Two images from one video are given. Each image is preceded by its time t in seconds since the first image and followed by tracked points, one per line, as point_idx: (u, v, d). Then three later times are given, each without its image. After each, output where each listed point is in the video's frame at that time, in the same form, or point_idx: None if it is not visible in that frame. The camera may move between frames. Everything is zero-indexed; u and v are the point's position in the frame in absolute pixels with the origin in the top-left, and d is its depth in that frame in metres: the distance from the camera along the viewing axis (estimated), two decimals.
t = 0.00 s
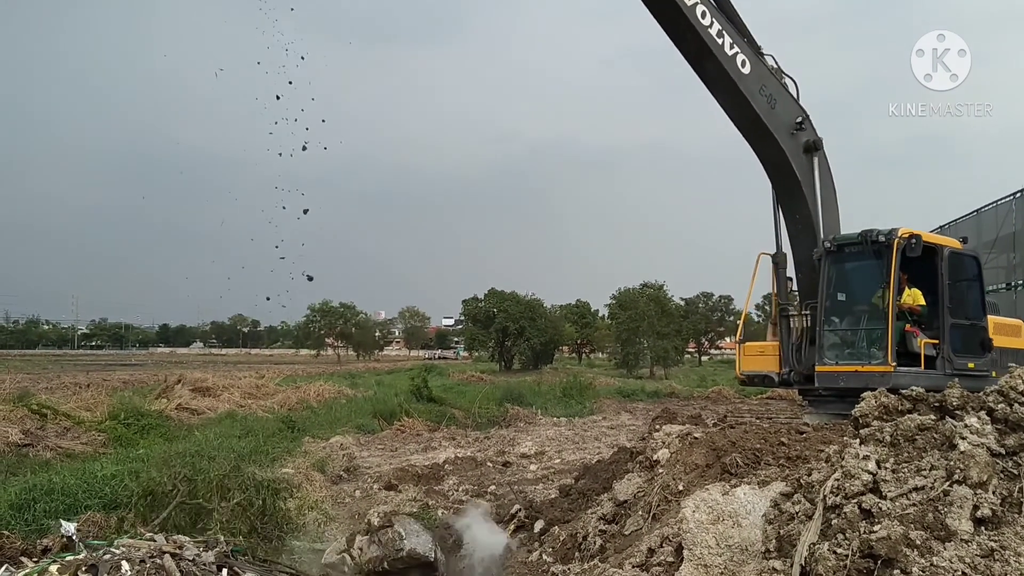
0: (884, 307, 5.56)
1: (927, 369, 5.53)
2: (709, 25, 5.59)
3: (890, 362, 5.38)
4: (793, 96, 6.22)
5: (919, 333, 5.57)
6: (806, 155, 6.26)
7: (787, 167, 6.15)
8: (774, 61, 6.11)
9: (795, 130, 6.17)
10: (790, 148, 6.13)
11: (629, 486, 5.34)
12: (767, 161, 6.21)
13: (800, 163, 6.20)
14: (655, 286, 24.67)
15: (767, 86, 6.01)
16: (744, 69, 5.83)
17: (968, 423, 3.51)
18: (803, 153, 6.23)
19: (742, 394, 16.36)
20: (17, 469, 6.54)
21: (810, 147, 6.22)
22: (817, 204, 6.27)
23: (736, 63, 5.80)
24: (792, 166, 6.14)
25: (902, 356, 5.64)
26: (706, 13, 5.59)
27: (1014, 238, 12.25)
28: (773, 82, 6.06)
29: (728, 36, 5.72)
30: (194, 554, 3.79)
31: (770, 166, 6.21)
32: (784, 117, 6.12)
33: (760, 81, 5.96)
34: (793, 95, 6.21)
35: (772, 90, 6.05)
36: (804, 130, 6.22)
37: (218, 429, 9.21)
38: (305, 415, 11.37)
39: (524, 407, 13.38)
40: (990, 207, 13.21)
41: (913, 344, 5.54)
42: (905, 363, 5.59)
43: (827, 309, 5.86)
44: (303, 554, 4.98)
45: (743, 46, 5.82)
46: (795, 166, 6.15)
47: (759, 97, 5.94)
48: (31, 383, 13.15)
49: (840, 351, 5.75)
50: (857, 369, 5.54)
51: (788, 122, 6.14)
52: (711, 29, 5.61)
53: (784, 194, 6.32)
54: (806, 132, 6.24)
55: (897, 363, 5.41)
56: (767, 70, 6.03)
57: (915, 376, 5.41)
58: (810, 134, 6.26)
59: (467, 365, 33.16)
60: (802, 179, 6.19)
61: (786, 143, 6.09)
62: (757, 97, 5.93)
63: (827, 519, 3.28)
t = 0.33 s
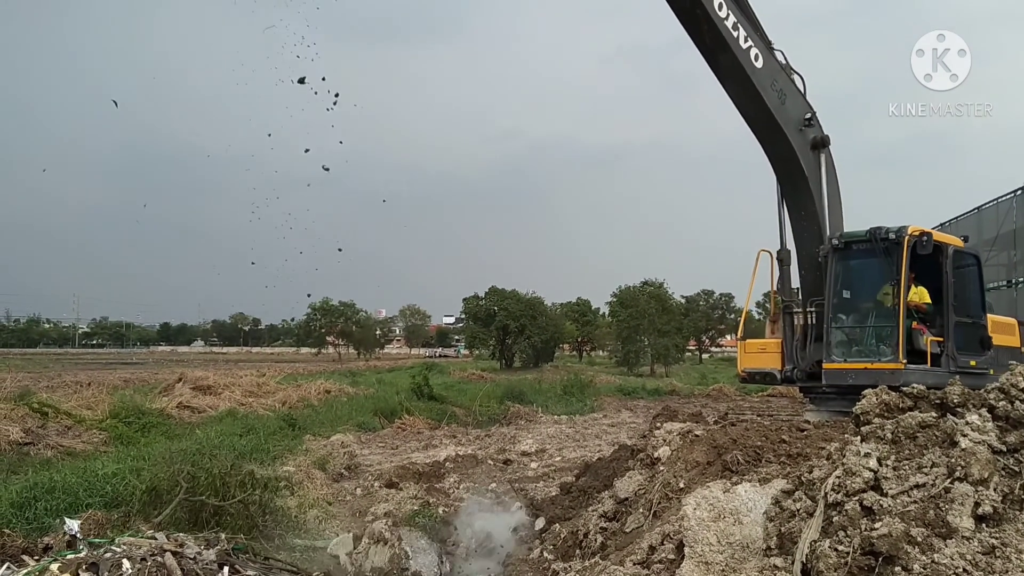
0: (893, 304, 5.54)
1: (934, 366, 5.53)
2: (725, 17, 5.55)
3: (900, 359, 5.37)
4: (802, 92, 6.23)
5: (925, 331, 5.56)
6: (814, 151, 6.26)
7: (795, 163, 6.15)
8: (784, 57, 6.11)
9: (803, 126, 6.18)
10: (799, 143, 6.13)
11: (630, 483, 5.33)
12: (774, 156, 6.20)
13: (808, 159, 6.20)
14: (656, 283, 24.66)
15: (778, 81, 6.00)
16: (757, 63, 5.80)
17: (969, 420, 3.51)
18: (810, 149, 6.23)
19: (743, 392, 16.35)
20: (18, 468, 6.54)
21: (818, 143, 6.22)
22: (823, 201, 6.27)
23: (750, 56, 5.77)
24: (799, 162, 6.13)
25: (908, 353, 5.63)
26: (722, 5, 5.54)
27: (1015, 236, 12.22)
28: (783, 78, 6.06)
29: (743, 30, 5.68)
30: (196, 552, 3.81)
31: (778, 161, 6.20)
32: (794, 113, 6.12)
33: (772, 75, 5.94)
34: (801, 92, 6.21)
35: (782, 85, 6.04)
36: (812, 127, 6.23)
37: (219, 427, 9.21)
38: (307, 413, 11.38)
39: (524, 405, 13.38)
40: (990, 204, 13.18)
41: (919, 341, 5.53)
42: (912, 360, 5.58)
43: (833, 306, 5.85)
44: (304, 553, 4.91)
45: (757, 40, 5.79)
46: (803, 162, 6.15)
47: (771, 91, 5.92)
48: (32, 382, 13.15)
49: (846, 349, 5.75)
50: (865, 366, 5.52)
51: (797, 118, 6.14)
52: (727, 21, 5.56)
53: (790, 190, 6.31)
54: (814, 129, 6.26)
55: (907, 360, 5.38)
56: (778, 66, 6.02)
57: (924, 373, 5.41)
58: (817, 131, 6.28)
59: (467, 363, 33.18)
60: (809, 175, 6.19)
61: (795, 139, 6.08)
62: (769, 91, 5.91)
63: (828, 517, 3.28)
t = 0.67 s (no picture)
0: (895, 301, 5.53)
1: (936, 362, 5.51)
2: (725, 14, 5.52)
3: (902, 355, 5.35)
4: (803, 89, 6.21)
5: (927, 327, 5.54)
6: (814, 148, 6.24)
7: (796, 160, 6.13)
8: (785, 53, 6.08)
9: (804, 123, 6.16)
10: (800, 140, 6.11)
11: (632, 479, 5.32)
12: (774, 153, 6.18)
13: (808, 156, 6.18)
14: (657, 280, 24.62)
15: (779, 78, 5.97)
16: (758, 60, 5.78)
17: (972, 416, 3.50)
18: (811, 146, 6.21)
19: (745, 388, 16.33)
20: (20, 466, 6.54)
21: (818, 140, 6.20)
22: (825, 198, 6.25)
23: (751, 53, 5.75)
24: (800, 159, 6.11)
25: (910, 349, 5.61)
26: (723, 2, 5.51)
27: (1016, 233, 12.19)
28: (783, 75, 6.03)
29: (744, 27, 5.66)
30: (197, 549, 3.83)
31: (779, 158, 6.18)
32: (794, 109, 6.10)
33: (772, 72, 5.92)
34: (802, 88, 6.19)
35: (783, 82, 6.02)
36: (813, 124, 6.21)
37: (221, 425, 9.22)
38: (309, 410, 11.40)
39: (526, 402, 13.39)
40: (992, 200, 13.15)
41: (922, 337, 5.51)
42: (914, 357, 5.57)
43: (835, 303, 5.84)
44: (307, 549, 4.88)
45: (757, 38, 5.77)
46: (804, 158, 6.13)
47: (771, 88, 5.90)
48: (34, 380, 13.19)
49: (847, 346, 5.74)
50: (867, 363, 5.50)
51: (798, 114, 6.11)
52: (727, 18, 5.54)
53: (790, 186, 6.29)
54: (815, 126, 6.23)
55: (910, 356, 5.36)
56: (779, 62, 6.00)
57: (927, 369, 5.39)
58: (819, 128, 6.25)
59: (469, 361, 33.20)
60: (810, 172, 6.17)
61: (796, 136, 6.06)
62: (770, 88, 5.89)
63: (830, 513, 3.27)
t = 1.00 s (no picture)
0: (891, 279, 5.50)
1: (934, 340, 5.49)
2: None
3: (897, 333, 5.33)
4: (801, 65, 6.10)
5: (925, 305, 5.54)
6: (814, 125, 6.15)
7: (794, 138, 6.06)
8: (782, 29, 5.96)
9: (803, 100, 6.06)
10: (798, 118, 6.03)
11: (633, 457, 5.33)
12: (773, 132, 6.11)
13: (807, 133, 6.09)
14: (658, 258, 24.56)
15: (776, 55, 5.86)
16: (753, 38, 5.67)
17: (975, 394, 3.48)
18: (810, 123, 6.13)
19: (745, 366, 16.35)
20: (23, 444, 6.58)
21: (818, 117, 6.11)
22: (824, 175, 6.18)
23: (746, 31, 5.64)
24: (799, 137, 6.04)
25: (909, 327, 5.59)
26: None
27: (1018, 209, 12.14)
28: (781, 52, 5.92)
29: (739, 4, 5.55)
30: (200, 527, 3.88)
31: (777, 136, 6.11)
32: (792, 87, 6.00)
33: (769, 49, 5.81)
34: (800, 64, 6.09)
35: (780, 59, 5.91)
36: (812, 101, 6.12)
37: (224, 403, 9.26)
38: (311, 389, 11.44)
39: (528, 381, 13.43)
40: (993, 177, 13.08)
41: (919, 315, 5.52)
42: (911, 334, 5.56)
43: (833, 280, 5.81)
44: (310, 526, 4.91)
45: (753, 14, 5.66)
46: (802, 136, 6.05)
47: (768, 66, 5.80)
48: (38, 359, 13.24)
49: (845, 323, 5.72)
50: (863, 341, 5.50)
51: (796, 91, 6.02)
52: None
53: (789, 164, 6.23)
54: (814, 103, 6.14)
55: (905, 334, 5.35)
56: (775, 39, 5.89)
57: (924, 347, 5.37)
58: (818, 104, 6.15)
59: (471, 339, 33.30)
60: (809, 150, 6.09)
61: (794, 113, 5.97)
62: (766, 66, 5.79)
63: (832, 490, 3.28)
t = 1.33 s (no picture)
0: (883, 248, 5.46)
1: (929, 310, 5.43)
2: None
3: (886, 304, 5.26)
4: (798, 34, 5.93)
5: (921, 275, 5.44)
6: (812, 95, 6.03)
7: (791, 109, 5.95)
8: None
9: (799, 70, 5.92)
10: (795, 89, 5.90)
11: (635, 428, 5.34)
12: (769, 104, 6.01)
13: (805, 104, 5.97)
14: (661, 228, 24.43)
15: (770, 25, 5.71)
16: (744, 9, 5.53)
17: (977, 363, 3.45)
18: (808, 93, 6.00)
19: (748, 336, 16.35)
20: (28, 414, 6.62)
21: (815, 86, 5.97)
22: (822, 145, 6.07)
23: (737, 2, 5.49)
24: (796, 108, 5.93)
25: (903, 297, 5.53)
26: None
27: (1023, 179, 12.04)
28: (775, 21, 5.76)
29: None
30: (205, 497, 3.90)
31: (774, 108, 6.00)
32: (788, 57, 5.86)
33: (763, 20, 5.66)
34: (797, 33, 5.93)
35: (774, 29, 5.75)
36: (809, 70, 5.97)
37: (227, 374, 9.30)
38: (314, 359, 11.49)
39: (530, 351, 13.47)
40: (999, 146, 12.97)
41: (915, 285, 5.43)
42: (905, 304, 5.50)
43: (829, 250, 5.79)
44: (315, 495, 4.96)
45: None
46: (799, 107, 5.94)
47: (762, 37, 5.66)
48: (42, 329, 13.29)
49: (841, 293, 5.68)
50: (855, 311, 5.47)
51: (793, 61, 5.88)
52: None
53: (788, 135, 6.14)
54: (811, 72, 5.99)
55: (895, 304, 5.28)
56: (769, 8, 5.71)
57: (915, 318, 5.33)
58: (816, 73, 6.01)
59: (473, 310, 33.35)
60: (806, 122, 5.98)
61: (790, 85, 5.86)
62: (759, 37, 5.65)
63: (833, 460, 3.26)
